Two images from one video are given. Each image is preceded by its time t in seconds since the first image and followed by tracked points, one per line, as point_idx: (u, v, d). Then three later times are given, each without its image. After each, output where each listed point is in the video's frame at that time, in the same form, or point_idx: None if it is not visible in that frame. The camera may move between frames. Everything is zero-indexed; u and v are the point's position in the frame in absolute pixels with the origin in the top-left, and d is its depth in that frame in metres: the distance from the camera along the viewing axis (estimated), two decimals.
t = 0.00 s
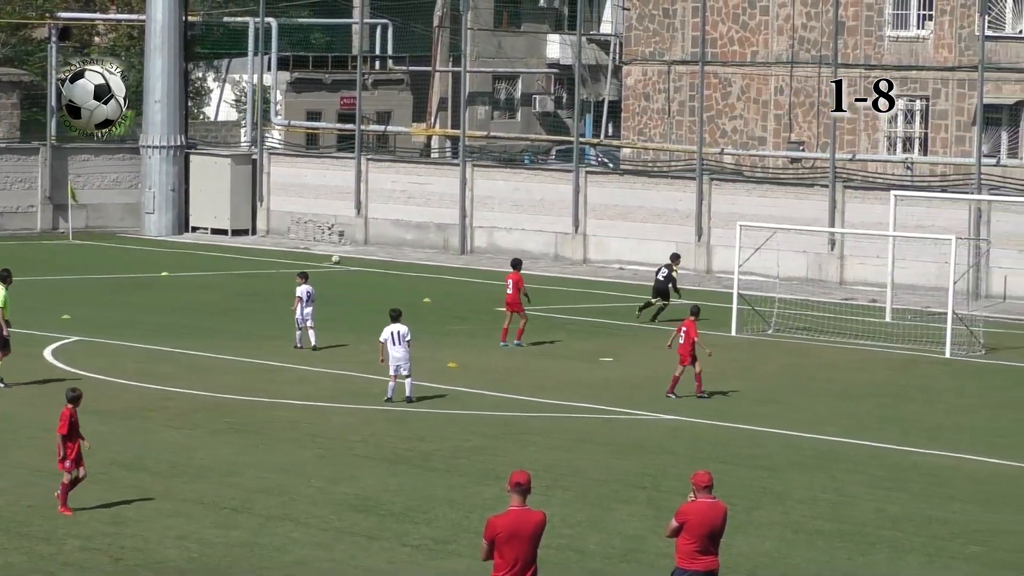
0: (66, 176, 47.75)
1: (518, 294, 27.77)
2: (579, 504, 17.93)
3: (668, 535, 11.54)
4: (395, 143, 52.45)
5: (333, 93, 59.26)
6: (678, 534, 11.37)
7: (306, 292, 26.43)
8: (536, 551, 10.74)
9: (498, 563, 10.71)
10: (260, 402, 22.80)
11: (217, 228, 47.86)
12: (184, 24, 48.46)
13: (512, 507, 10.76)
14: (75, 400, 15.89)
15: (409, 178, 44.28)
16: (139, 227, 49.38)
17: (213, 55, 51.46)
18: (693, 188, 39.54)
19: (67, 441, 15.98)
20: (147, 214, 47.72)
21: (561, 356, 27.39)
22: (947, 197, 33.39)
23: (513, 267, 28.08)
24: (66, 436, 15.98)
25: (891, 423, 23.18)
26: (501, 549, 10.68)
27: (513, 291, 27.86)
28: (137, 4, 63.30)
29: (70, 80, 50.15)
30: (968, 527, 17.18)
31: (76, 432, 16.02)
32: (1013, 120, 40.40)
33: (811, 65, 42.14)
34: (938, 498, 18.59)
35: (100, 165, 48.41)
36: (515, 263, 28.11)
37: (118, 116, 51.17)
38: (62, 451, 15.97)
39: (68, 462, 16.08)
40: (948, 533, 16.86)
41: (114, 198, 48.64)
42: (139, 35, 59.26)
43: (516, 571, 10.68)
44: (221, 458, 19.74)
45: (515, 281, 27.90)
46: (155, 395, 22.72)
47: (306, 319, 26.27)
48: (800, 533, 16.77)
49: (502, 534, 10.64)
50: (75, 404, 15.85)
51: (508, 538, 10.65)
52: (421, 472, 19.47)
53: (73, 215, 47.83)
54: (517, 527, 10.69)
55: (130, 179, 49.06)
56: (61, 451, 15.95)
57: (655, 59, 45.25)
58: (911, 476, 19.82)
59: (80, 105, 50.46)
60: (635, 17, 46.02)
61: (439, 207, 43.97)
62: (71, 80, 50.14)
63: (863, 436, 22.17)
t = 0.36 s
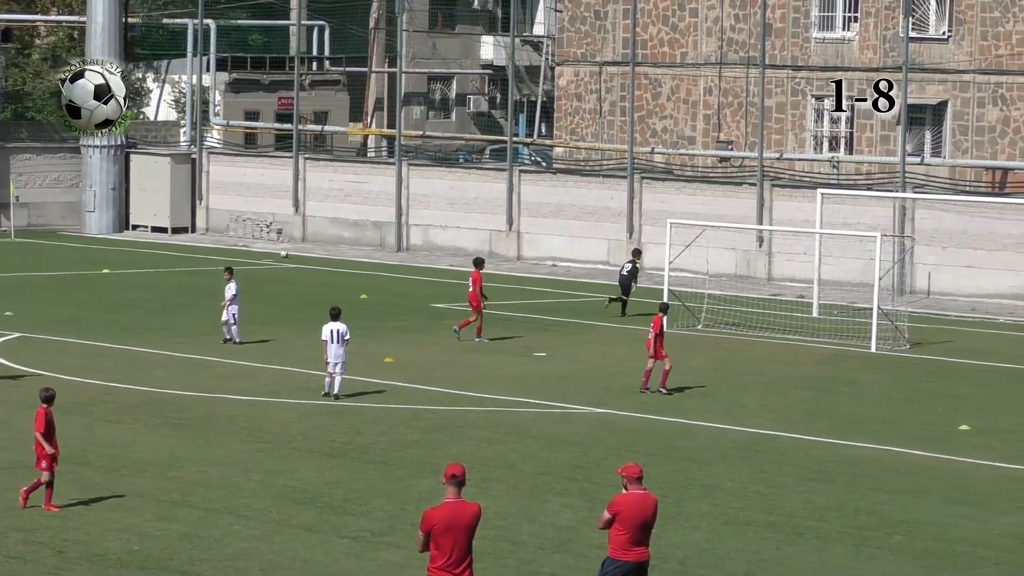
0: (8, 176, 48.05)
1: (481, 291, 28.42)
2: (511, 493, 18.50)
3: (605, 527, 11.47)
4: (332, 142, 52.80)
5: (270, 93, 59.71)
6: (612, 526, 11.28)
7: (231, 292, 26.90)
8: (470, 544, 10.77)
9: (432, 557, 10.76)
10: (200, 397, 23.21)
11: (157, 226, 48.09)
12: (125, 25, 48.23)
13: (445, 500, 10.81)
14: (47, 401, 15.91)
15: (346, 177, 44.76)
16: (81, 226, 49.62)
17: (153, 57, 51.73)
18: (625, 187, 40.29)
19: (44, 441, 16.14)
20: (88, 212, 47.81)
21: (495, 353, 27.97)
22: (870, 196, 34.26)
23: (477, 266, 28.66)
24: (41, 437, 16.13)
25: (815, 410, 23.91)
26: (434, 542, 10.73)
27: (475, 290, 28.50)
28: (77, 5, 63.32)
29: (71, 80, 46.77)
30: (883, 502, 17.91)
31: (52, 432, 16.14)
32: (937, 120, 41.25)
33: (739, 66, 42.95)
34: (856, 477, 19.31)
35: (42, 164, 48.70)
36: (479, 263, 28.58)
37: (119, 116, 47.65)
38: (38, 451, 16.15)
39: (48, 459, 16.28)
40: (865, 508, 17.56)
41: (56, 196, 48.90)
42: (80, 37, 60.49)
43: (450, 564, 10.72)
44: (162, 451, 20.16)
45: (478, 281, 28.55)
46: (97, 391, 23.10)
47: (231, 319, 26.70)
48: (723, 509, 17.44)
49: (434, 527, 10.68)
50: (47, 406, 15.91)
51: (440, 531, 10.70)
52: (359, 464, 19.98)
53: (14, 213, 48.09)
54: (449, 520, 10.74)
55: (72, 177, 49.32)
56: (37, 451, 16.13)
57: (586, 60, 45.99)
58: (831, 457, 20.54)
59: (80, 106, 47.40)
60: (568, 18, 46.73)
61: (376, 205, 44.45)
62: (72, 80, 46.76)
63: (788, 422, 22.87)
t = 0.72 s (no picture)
0: None
1: (474, 290, 28.95)
2: (482, 473, 18.89)
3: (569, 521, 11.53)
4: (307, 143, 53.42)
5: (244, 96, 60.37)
6: (578, 520, 11.36)
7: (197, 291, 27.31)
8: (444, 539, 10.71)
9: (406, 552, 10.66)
10: (178, 395, 23.56)
11: (135, 226, 48.65)
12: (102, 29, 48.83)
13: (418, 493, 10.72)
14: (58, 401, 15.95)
15: (319, 178, 45.36)
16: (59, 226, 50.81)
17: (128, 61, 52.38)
18: (593, 188, 40.88)
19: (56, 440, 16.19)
20: (67, 212, 48.40)
21: (468, 351, 28.39)
22: (834, 196, 34.91)
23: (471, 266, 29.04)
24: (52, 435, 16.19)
25: (783, 403, 24.32)
26: (408, 536, 10.65)
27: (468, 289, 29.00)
28: (54, 9, 64.36)
29: (71, 81, 47.00)
30: (846, 486, 18.33)
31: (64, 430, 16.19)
32: (899, 121, 41.91)
33: (705, 69, 43.67)
34: (821, 463, 19.73)
35: (20, 165, 49.72)
36: (474, 263, 29.00)
37: (119, 115, 48.32)
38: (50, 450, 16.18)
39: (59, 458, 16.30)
40: (829, 494, 17.97)
41: (34, 197, 50.11)
42: (56, 41, 62.21)
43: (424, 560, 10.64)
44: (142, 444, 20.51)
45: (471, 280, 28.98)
46: (77, 390, 23.47)
47: (197, 318, 27.14)
48: (690, 493, 17.85)
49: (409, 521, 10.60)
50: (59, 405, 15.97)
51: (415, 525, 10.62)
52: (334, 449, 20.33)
53: None
54: (424, 513, 10.67)
55: (49, 178, 50.43)
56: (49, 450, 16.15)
57: (556, 63, 46.76)
58: (797, 445, 20.96)
59: (80, 106, 47.45)
60: (537, 23, 47.34)
61: (349, 206, 44.99)
62: (73, 81, 46.89)
63: (755, 414, 23.28)
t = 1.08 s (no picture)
0: None
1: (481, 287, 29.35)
2: (465, 469, 19.16)
3: (545, 520, 11.74)
4: (291, 143, 53.65)
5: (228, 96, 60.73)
6: (556, 518, 11.58)
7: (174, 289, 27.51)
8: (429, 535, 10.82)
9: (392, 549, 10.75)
10: (163, 391, 23.78)
11: (121, 224, 49.00)
12: (88, 30, 49.07)
13: (402, 490, 10.85)
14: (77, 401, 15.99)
15: (303, 177, 45.61)
16: (45, 224, 50.92)
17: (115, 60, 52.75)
18: (574, 188, 41.17)
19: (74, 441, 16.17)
20: (53, 211, 48.75)
21: (450, 349, 28.66)
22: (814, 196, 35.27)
23: (479, 264, 29.48)
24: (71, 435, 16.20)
25: (762, 400, 24.66)
26: (394, 532, 10.75)
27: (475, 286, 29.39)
28: (43, 10, 65.60)
29: (71, 80, 47.44)
30: (821, 483, 18.63)
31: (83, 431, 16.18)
32: (877, 123, 42.50)
33: (685, 70, 44.04)
34: (799, 459, 20.06)
35: (8, 164, 49.88)
36: (481, 260, 29.41)
37: (118, 115, 49.10)
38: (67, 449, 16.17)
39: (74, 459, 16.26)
40: (804, 489, 18.26)
41: (21, 195, 50.18)
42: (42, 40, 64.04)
43: (411, 555, 10.74)
44: (128, 439, 20.75)
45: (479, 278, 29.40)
46: (64, 387, 23.71)
47: (175, 315, 27.35)
48: (670, 489, 18.17)
49: (395, 516, 10.72)
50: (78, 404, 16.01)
51: (401, 520, 10.73)
52: (318, 444, 20.60)
53: None
54: (410, 508, 10.79)
55: (38, 176, 50.55)
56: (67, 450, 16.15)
57: (538, 64, 47.19)
58: (776, 441, 21.29)
59: (80, 106, 47.93)
60: (519, 24, 47.66)
61: (333, 204, 45.30)
62: (73, 80, 47.41)
63: (735, 411, 23.61)
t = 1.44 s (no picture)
0: None
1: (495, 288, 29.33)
2: (456, 469, 19.17)
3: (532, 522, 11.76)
4: (282, 143, 53.63)
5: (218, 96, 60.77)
6: (543, 520, 11.61)
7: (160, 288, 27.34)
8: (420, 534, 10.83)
9: (383, 548, 10.75)
10: (153, 391, 23.76)
11: (111, 224, 49.01)
12: (78, 29, 49.06)
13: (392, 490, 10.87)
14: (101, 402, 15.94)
15: (293, 177, 45.64)
16: (35, 223, 50.93)
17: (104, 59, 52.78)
18: (564, 187, 41.18)
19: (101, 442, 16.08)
20: (43, 211, 48.73)
21: (439, 349, 28.69)
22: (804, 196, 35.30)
23: (493, 265, 29.48)
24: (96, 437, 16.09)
25: (752, 399, 24.70)
26: (384, 531, 10.76)
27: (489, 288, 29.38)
28: (32, 9, 65.83)
29: (71, 80, 47.66)
30: (811, 483, 18.67)
31: (107, 432, 16.09)
32: (866, 122, 42.64)
33: (674, 69, 44.10)
34: (789, 459, 20.10)
35: None
36: (496, 261, 29.41)
37: (118, 115, 49.49)
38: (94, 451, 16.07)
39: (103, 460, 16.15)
40: (794, 489, 18.29)
41: (11, 194, 50.15)
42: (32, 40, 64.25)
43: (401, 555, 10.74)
44: (118, 438, 20.73)
45: (493, 279, 29.39)
46: (54, 386, 23.68)
47: (162, 314, 27.27)
48: (660, 489, 18.19)
49: (385, 515, 10.73)
50: (101, 404, 15.94)
51: (391, 520, 10.74)
52: (309, 444, 20.61)
53: None
54: (399, 507, 10.80)
55: (27, 176, 50.53)
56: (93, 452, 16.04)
57: (527, 63, 47.27)
58: (767, 441, 21.33)
59: (80, 106, 48.13)
60: (508, 24, 47.72)
61: (323, 204, 45.34)
62: (73, 80, 47.64)
63: (725, 411, 23.65)
